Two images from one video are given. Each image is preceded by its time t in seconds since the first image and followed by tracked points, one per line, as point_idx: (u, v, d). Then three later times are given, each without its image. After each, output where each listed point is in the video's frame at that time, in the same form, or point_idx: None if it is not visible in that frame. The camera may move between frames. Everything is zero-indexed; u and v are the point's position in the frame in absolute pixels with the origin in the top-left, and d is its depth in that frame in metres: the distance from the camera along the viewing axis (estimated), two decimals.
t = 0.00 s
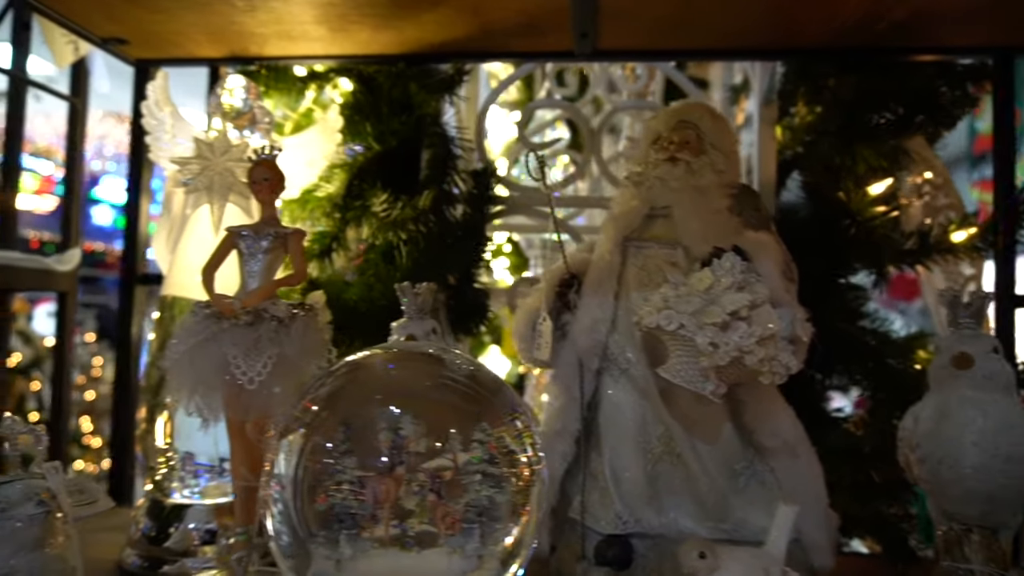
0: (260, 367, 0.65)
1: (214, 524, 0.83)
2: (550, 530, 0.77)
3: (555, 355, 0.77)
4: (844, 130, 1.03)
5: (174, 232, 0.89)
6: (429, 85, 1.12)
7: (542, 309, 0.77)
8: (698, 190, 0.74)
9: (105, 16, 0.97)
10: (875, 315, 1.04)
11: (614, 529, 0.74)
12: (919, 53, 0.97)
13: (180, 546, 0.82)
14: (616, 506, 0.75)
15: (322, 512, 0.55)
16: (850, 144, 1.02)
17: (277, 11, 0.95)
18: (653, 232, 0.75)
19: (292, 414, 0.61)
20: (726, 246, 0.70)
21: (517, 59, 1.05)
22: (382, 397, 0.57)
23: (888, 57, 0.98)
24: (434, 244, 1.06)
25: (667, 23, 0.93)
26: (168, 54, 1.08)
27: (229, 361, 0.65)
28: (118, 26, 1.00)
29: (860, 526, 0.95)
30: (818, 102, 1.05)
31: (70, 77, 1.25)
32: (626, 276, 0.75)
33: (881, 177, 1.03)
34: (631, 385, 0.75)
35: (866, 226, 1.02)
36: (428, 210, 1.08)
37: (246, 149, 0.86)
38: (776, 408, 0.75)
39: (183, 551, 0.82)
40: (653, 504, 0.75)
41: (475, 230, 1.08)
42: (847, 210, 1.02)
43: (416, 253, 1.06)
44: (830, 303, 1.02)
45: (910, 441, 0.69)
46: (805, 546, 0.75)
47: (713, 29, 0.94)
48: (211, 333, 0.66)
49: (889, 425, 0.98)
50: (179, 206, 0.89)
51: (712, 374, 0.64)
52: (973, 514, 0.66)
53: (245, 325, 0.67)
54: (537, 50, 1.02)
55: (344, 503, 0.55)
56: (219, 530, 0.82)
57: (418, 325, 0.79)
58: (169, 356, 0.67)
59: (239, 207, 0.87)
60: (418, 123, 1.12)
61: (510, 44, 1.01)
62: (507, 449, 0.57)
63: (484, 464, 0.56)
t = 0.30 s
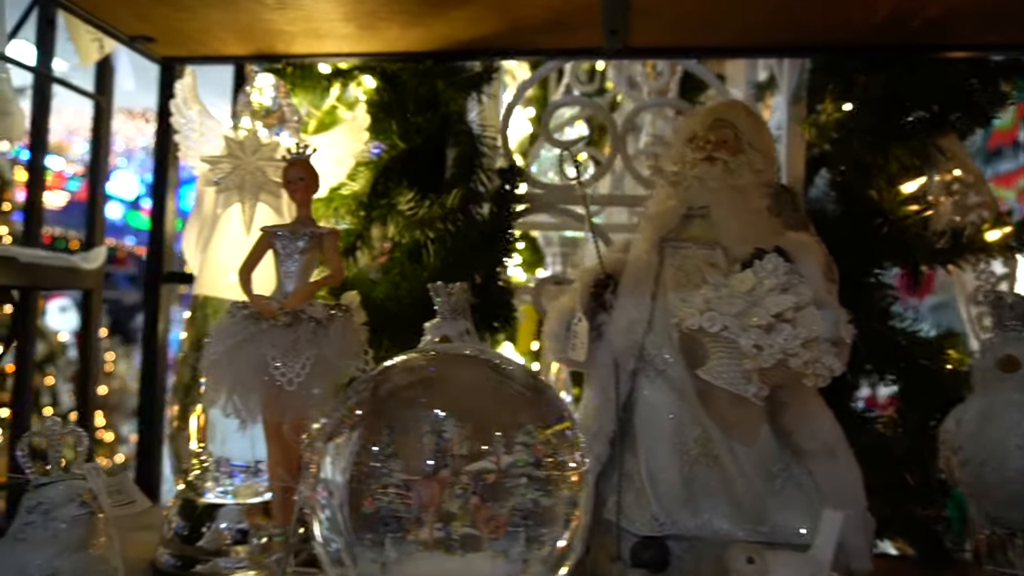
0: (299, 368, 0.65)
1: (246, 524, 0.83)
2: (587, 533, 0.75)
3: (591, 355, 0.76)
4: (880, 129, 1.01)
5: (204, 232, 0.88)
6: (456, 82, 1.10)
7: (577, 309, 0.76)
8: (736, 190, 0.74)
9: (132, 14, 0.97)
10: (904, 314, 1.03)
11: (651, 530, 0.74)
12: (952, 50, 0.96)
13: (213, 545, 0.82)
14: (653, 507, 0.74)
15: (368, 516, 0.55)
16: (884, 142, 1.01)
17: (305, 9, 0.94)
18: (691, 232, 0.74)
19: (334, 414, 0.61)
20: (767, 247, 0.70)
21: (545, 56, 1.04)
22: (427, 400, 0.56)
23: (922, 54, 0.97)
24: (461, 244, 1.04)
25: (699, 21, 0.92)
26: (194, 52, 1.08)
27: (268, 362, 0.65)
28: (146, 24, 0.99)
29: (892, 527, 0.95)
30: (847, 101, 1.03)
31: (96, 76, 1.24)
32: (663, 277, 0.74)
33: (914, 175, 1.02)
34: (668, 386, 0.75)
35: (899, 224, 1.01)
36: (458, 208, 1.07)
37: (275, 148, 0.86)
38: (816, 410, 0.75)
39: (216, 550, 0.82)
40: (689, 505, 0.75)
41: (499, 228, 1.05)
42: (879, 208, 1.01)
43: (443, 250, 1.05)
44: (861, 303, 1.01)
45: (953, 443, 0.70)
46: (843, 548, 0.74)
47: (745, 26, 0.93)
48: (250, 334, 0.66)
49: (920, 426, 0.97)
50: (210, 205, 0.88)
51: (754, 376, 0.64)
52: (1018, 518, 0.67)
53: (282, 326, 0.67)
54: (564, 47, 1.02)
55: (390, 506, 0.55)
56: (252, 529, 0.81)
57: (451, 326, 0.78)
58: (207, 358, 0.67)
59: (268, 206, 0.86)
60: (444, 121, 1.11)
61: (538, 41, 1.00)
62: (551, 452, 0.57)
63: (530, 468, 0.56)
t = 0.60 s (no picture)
0: (339, 365, 0.65)
1: (278, 521, 0.83)
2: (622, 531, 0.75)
3: (628, 352, 0.76)
4: (911, 122, 1.00)
5: (235, 227, 0.89)
6: (484, 78, 1.09)
7: (613, 305, 0.76)
8: (778, 185, 0.73)
9: (160, 9, 0.96)
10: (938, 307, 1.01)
11: (689, 528, 0.73)
12: (987, 43, 0.95)
13: (245, 541, 0.81)
14: (691, 505, 0.74)
15: (415, 514, 0.55)
16: (917, 137, 0.99)
17: (334, 4, 0.93)
18: (730, 227, 0.74)
19: (376, 409, 0.60)
20: (812, 243, 0.69)
21: (574, 50, 1.03)
22: (473, 398, 0.56)
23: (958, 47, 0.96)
24: (489, 240, 1.04)
25: (732, 15, 0.91)
26: (221, 47, 1.08)
27: (307, 358, 0.65)
28: (175, 20, 0.99)
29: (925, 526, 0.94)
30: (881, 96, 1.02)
31: (121, 71, 1.24)
32: (702, 273, 0.73)
33: (947, 170, 1.01)
34: (705, 382, 0.74)
35: (934, 219, 0.99)
36: (487, 204, 1.05)
37: (307, 144, 0.85)
38: (858, 407, 0.74)
39: (249, 546, 0.81)
40: (727, 503, 0.74)
41: (531, 227, 1.06)
42: (913, 204, 1.00)
43: (472, 246, 1.05)
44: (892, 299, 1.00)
45: (999, 441, 0.71)
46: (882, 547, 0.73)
47: (779, 19, 0.92)
48: (290, 330, 0.66)
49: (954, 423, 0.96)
50: (241, 201, 0.89)
51: (799, 374, 0.64)
52: None
53: (322, 322, 0.66)
54: (594, 41, 1.01)
55: (438, 503, 0.54)
56: (287, 527, 0.82)
57: (486, 322, 0.78)
58: (246, 354, 0.67)
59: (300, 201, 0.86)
60: (469, 116, 1.10)
61: (568, 35, 1.00)
62: (599, 448, 0.56)
63: (577, 465, 0.55)
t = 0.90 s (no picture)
0: (371, 366, 0.64)
1: (304, 521, 0.82)
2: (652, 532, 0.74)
3: (659, 352, 0.74)
4: (940, 119, 0.98)
5: (260, 226, 0.89)
6: (507, 75, 1.09)
7: (643, 305, 0.75)
8: (813, 184, 0.73)
9: (183, 7, 0.96)
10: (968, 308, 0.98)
11: (721, 530, 0.72)
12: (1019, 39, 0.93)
13: (272, 542, 0.81)
14: (722, 507, 0.73)
15: (455, 517, 0.54)
16: (948, 134, 0.97)
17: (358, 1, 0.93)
18: (763, 226, 0.74)
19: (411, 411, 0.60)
20: (849, 243, 0.70)
21: (598, 47, 1.02)
22: (512, 400, 0.56)
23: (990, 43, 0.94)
24: (512, 239, 1.03)
25: (762, 11, 0.90)
26: (242, 45, 1.07)
27: (340, 360, 0.64)
28: (197, 18, 0.99)
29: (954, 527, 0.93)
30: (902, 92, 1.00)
31: (140, 69, 1.23)
32: (735, 272, 0.73)
33: (976, 168, 0.98)
34: (737, 383, 0.74)
35: (967, 218, 0.97)
36: (512, 203, 1.04)
37: (333, 141, 0.85)
38: (894, 409, 0.73)
39: (275, 547, 0.81)
40: (758, 503, 0.73)
41: (555, 224, 1.06)
42: (942, 203, 0.98)
43: (494, 245, 1.04)
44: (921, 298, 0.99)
45: None
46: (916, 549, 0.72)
47: (808, 15, 0.91)
48: (322, 331, 0.65)
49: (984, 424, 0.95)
50: (265, 201, 0.89)
51: (837, 375, 0.64)
52: None
53: (355, 322, 0.66)
54: (618, 38, 1.00)
55: (477, 506, 0.54)
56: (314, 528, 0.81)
57: (515, 322, 0.77)
58: (278, 356, 0.66)
59: (325, 199, 0.85)
60: (491, 114, 1.10)
61: (591, 32, 0.99)
62: (640, 451, 0.56)
63: (617, 468, 0.55)
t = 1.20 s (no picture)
0: (401, 364, 0.64)
1: (327, 519, 0.82)
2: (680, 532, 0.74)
3: (686, 351, 0.74)
4: (968, 113, 0.97)
5: (283, 223, 0.89)
6: (527, 70, 1.08)
7: (672, 302, 0.75)
8: (845, 180, 0.72)
9: (204, 4, 0.95)
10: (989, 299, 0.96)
11: (750, 529, 0.72)
12: None
13: (295, 540, 0.81)
14: (752, 506, 0.72)
15: (490, 516, 0.54)
16: (974, 128, 0.97)
17: None
18: (794, 222, 0.74)
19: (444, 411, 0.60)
20: (883, 239, 0.69)
21: (620, 43, 1.02)
22: (546, 399, 0.55)
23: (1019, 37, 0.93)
24: (534, 237, 1.02)
25: (788, 6, 0.90)
26: (261, 42, 1.07)
27: (369, 358, 0.64)
28: (218, 15, 0.98)
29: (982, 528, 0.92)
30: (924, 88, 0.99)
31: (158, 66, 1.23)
32: (765, 270, 0.73)
33: (1004, 164, 0.97)
34: (767, 381, 0.73)
35: (995, 214, 0.95)
36: (535, 199, 1.05)
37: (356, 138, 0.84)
38: (926, 408, 0.72)
39: (299, 545, 0.81)
40: (788, 503, 0.73)
41: (576, 222, 1.05)
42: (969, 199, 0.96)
43: (516, 242, 1.03)
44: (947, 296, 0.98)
45: None
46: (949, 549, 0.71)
47: (834, 10, 0.90)
48: (351, 329, 0.64)
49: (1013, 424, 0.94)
50: (288, 198, 0.88)
51: (873, 373, 0.65)
52: None
53: (384, 321, 0.65)
54: (640, 32, 1.00)
55: (512, 506, 0.53)
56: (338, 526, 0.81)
57: (542, 320, 0.77)
58: (307, 354, 0.66)
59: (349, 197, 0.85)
60: (512, 109, 1.08)
61: (614, 27, 0.99)
62: (675, 450, 0.55)
63: (653, 467, 0.54)
